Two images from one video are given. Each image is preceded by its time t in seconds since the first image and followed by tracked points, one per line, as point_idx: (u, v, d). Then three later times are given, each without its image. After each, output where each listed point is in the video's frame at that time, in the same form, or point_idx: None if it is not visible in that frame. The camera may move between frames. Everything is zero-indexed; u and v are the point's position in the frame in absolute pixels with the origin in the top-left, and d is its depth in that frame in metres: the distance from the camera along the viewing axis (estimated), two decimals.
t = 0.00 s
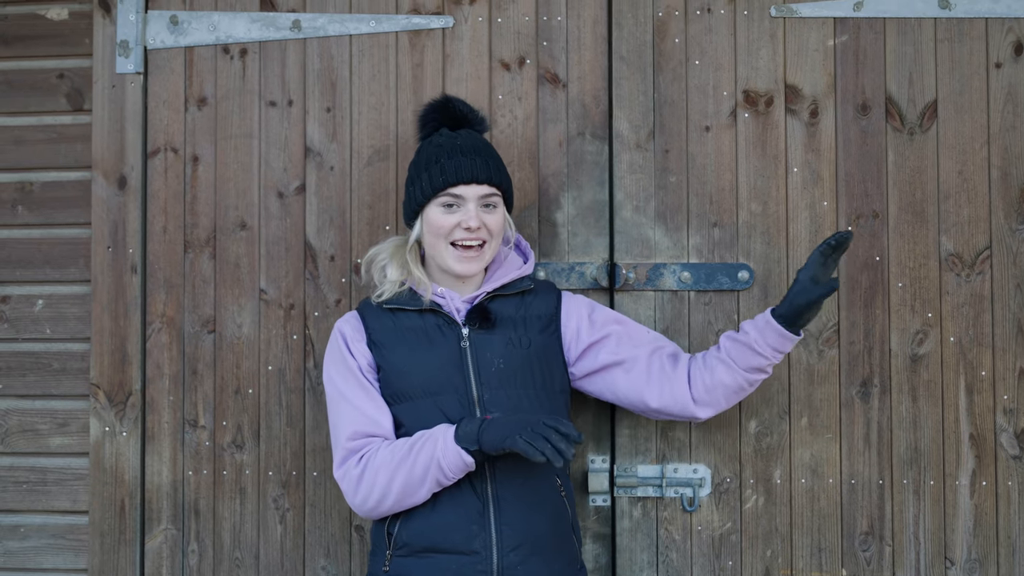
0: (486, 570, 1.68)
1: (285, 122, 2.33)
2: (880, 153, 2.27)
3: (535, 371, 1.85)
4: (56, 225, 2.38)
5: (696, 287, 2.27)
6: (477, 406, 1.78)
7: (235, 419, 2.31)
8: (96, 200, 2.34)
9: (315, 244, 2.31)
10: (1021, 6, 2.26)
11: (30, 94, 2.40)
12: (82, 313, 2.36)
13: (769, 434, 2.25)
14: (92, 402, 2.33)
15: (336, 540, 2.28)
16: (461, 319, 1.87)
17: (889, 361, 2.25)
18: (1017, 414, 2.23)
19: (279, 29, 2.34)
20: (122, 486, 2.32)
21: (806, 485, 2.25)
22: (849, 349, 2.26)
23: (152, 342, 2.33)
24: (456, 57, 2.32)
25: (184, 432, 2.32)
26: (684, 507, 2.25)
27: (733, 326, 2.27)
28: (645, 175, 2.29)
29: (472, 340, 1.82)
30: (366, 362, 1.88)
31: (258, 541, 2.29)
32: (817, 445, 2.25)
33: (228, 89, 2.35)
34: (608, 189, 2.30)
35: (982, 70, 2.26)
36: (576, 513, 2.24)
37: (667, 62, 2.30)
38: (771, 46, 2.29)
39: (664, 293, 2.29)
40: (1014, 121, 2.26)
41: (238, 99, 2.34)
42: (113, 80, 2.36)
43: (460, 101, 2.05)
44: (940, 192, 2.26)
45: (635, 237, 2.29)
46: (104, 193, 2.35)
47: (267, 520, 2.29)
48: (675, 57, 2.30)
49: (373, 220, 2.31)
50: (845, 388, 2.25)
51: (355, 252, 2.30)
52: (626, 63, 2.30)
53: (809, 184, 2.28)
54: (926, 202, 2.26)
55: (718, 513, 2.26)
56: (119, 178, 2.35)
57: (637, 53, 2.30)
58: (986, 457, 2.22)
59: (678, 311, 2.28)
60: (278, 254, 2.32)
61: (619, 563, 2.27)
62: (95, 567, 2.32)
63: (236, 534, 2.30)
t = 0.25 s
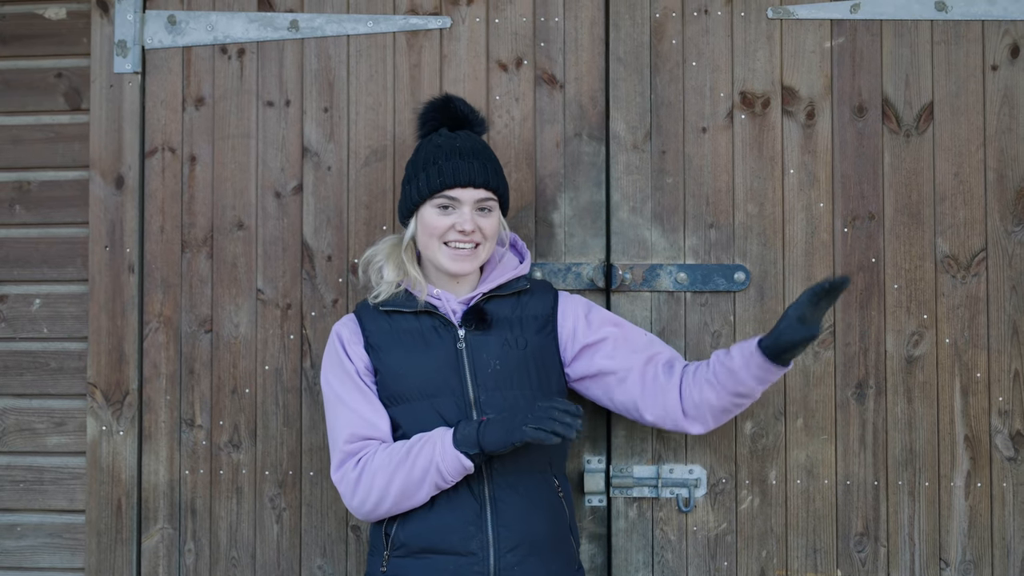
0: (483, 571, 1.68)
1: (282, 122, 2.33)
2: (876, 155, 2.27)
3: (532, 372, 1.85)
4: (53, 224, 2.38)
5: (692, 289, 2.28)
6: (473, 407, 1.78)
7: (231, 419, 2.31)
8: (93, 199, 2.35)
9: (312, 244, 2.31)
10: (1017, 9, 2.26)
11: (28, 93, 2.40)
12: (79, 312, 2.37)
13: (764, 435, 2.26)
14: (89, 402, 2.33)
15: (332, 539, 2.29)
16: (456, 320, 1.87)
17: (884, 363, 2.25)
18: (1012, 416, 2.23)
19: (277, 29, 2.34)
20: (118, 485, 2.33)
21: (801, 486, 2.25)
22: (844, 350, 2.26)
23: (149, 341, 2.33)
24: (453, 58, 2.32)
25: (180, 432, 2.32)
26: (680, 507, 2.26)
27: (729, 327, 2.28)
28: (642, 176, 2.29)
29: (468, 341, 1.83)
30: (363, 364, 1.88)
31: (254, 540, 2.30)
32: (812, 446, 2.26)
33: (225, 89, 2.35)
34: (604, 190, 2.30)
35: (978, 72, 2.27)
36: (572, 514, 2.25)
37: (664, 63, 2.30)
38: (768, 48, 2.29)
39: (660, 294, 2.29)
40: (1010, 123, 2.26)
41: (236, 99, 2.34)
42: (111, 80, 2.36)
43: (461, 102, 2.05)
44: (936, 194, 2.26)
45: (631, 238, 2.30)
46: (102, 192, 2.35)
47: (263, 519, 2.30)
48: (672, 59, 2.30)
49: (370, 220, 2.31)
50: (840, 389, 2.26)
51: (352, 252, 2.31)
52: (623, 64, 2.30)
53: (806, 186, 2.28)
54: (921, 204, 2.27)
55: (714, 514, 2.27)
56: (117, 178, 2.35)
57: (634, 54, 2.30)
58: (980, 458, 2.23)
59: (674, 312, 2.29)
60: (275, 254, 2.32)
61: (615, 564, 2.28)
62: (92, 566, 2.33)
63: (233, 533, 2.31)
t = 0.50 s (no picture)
0: (482, 571, 1.68)
1: (279, 122, 2.34)
2: (872, 156, 2.28)
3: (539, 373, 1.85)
4: (50, 224, 2.39)
5: (688, 289, 2.28)
6: (481, 407, 1.78)
7: (228, 419, 2.31)
8: (90, 200, 2.35)
9: (308, 244, 2.32)
10: (1012, 11, 2.27)
11: (25, 93, 2.40)
12: (76, 312, 2.37)
13: (760, 436, 2.27)
14: (86, 402, 2.33)
15: (328, 539, 2.29)
16: (467, 319, 1.87)
17: (879, 364, 2.26)
18: (1006, 417, 2.24)
19: (273, 29, 2.34)
20: (115, 485, 2.33)
21: (797, 487, 2.26)
22: (840, 351, 2.27)
23: (146, 341, 2.34)
24: (450, 59, 2.33)
25: (177, 432, 2.32)
26: (675, 507, 2.26)
27: (725, 328, 2.28)
28: (638, 177, 2.30)
29: (479, 341, 1.82)
30: (374, 359, 1.89)
31: (251, 540, 2.30)
32: (807, 446, 2.26)
33: (222, 89, 2.35)
34: (601, 191, 2.30)
35: (973, 74, 2.27)
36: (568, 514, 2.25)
37: (660, 65, 2.31)
38: (764, 49, 2.30)
39: (656, 295, 2.30)
40: (1005, 125, 2.27)
41: (233, 99, 2.35)
42: (108, 81, 2.36)
43: (447, 102, 2.06)
44: (932, 196, 2.27)
45: (627, 239, 2.30)
46: (98, 193, 2.35)
47: (260, 519, 2.30)
48: (668, 60, 2.31)
49: (367, 221, 2.31)
50: (836, 390, 2.26)
51: (349, 253, 2.31)
52: (619, 65, 2.31)
53: (801, 187, 2.28)
54: (917, 206, 2.27)
55: (710, 514, 2.27)
56: (113, 178, 2.35)
57: (630, 55, 2.31)
58: (975, 459, 2.24)
59: (669, 313, 2.29)
60: (271, 255, 2.32)
61: (610, 564, 2.28)
62: (88, 566, 2.33)
63: (229, 533, 2.31)
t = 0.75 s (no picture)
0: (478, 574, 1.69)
1: (280, 126, 2.34)
2: (872, 159, 2.28)
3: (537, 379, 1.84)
4: (52, 228, 2.39)
5: (688, 292, 2.28)
6: (479, 411, 1.77)
7: (229, 422, 2.32)
8: (92, 203, 2.36)
9: (309, 247, 2.32)
10: (1012, 14, 2.27)
11: (27, 97, 2.41)
12: (77, 316, 2.38)
13: (760, 439, 2.27)
14: (87, 405, 2.34)
15: (329, 542, 2.29)
16: (470, 323, 1.87)
17: (879, 367, 2.26)
18: (1006, 420, 2.24)
19: (274, 33, 2.35)
20: (116, 488, 2.33)
21: (797, 490, 2.26)
22: (840, 354, 2.27)
23: (147, 344, 2.34)
24: (450, 63, 2.33)
25: (178, 435, 2.33)
26: (675, 510, 2.27)
27: (725, 331, 2.29)
28: (638, 181, 2.30)
29: (480, 345, 1.82)
30: (376, 360, 1.90)
31: (251, 543, 2.31)
32: (807, 449, 2.26)
33: (223, 93, 2.36)
34: (601, 195, 2.31)
35: (973, 77, 2.28)
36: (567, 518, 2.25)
37: (660, 68, 2.31)
38: (763, 53, 2.30)
39: (656, 298, 2.30)
40: (1004, 129, 2.27)
41: (234, 103, 2.35)
42: (109, 84, 2.37)
43: (456, 107, 2.08)
44: (932, 199, 2.27)
45: (627, 243, 2.30)
46: (100, 196, 2.36)
47: (260, 522, 2.31)
48: (668, 64, 2.31)
49: (368, 224, 2.32)
50: (836, 393, 2.26)
51: (350, 256, 2.32)
52: (619, 69, 2.31)
53: (801, 191, 2.29)
54: (916, 209, 2.27)
55: (710, 517, 2.27)
56: (115, 181, 2.36)
57: (630, 59, 2.31)
58: (975, 462, 2.24)
59: (670, 316, 2.30)
60: (272, 258, 2.33)
61: (610, 567, 2.28)
62: (90, 569, 2.34)
63: (230, 536, 2.31)
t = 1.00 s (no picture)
0: None
1: (283, 129, 2.35)
2: (874, 162, 2.28)
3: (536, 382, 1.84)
4: (56, 230, 2.40)
5: (691, 295, 2.29)
6: (476, 414, 1.77)
7: (232, 423, 2.32)
8: (96, 206, 2.36)
9: (312, 250, 2.33)
10: (1014, 17, 2.27)
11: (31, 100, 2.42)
12: (81, 318, 2.38)
13: (762, 441, 2.27)
14: (91, 406, 2.35)
15: (332, 544, 2.30)
16: (472, 326, 1.87)
17: (882, 369, 2.26)
18: (1009, 422, 2.24)
19: (278, 36, 2.36)
20: (120, 489, 2.34)
21: (799, 492, 2.26)
22: (842, 356, 2.27)
23: (151, 346, 2.35)
24: (453, 65, 2.34)
25: (182, 437, 2.34)
26: (677, 512, 2.27)
27: (727, 333, 2.29)
28: (641, 183, 2.31)
29: (479, 348, 1.82)
30: (376, 364, 1.92)
31: (255, 545, 2.31)
32: (810, 451, 2.26)
33: (227, 96, 2.37)
34: (603, 197, 2.31)
35: (976, 79, 2.28)
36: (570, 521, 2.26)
37: (662, 71, 2.31)
38: (766, 55, 2.30)
39: (659, 300, 2.30)
40: (1007, 131, 2.27)
41: (237, 106, 2.36)
42: (113, 87, 2.38)
43: (466, 113, 2.08)
44: (934, 201, 2.27)
45: (630, 245, 2.31)
46: (104, 199, 2.37)
47: (264, 523, 2.31)
48: (671, 66, 2.31)
49: (371, 227, 2.33)
50: (838, 395, 2.27)
51: (353, 259, 2.32)
52: (622, 71, 2.31)
53: (804, 193, 2.29)
54: (919, 211, 2.27)
55: (712, 520, 2.28)
56: (119, 184, 2.37)
57: (632, 61, 2.32)
58: (978, 465, 2.24)
59: (672, 318, 2.30)
60: (276, 260, 2.34)
61: (613, 569, 2.29)
62: (94, 570, 2.34)
63: (234, 537, 2.32)
